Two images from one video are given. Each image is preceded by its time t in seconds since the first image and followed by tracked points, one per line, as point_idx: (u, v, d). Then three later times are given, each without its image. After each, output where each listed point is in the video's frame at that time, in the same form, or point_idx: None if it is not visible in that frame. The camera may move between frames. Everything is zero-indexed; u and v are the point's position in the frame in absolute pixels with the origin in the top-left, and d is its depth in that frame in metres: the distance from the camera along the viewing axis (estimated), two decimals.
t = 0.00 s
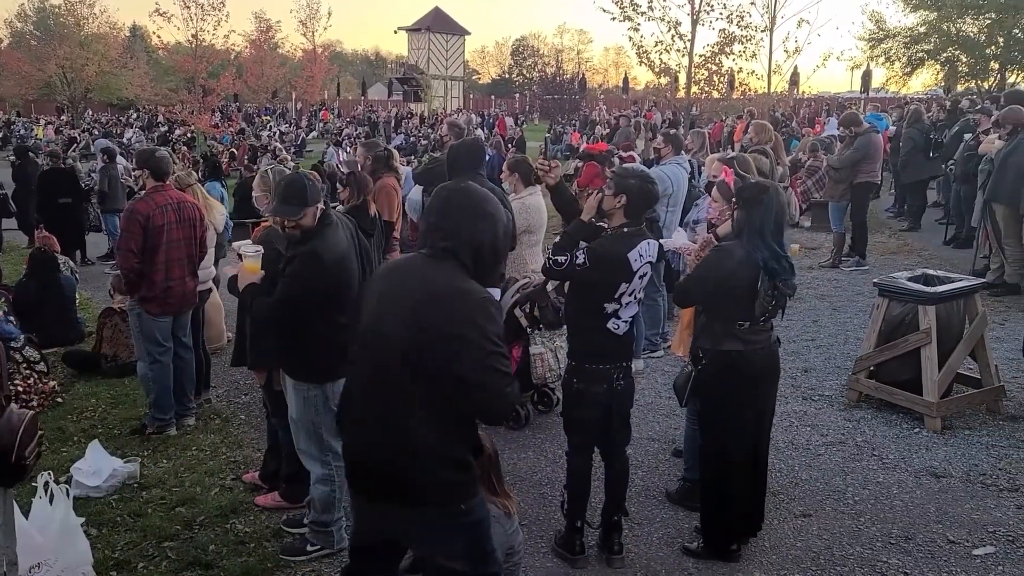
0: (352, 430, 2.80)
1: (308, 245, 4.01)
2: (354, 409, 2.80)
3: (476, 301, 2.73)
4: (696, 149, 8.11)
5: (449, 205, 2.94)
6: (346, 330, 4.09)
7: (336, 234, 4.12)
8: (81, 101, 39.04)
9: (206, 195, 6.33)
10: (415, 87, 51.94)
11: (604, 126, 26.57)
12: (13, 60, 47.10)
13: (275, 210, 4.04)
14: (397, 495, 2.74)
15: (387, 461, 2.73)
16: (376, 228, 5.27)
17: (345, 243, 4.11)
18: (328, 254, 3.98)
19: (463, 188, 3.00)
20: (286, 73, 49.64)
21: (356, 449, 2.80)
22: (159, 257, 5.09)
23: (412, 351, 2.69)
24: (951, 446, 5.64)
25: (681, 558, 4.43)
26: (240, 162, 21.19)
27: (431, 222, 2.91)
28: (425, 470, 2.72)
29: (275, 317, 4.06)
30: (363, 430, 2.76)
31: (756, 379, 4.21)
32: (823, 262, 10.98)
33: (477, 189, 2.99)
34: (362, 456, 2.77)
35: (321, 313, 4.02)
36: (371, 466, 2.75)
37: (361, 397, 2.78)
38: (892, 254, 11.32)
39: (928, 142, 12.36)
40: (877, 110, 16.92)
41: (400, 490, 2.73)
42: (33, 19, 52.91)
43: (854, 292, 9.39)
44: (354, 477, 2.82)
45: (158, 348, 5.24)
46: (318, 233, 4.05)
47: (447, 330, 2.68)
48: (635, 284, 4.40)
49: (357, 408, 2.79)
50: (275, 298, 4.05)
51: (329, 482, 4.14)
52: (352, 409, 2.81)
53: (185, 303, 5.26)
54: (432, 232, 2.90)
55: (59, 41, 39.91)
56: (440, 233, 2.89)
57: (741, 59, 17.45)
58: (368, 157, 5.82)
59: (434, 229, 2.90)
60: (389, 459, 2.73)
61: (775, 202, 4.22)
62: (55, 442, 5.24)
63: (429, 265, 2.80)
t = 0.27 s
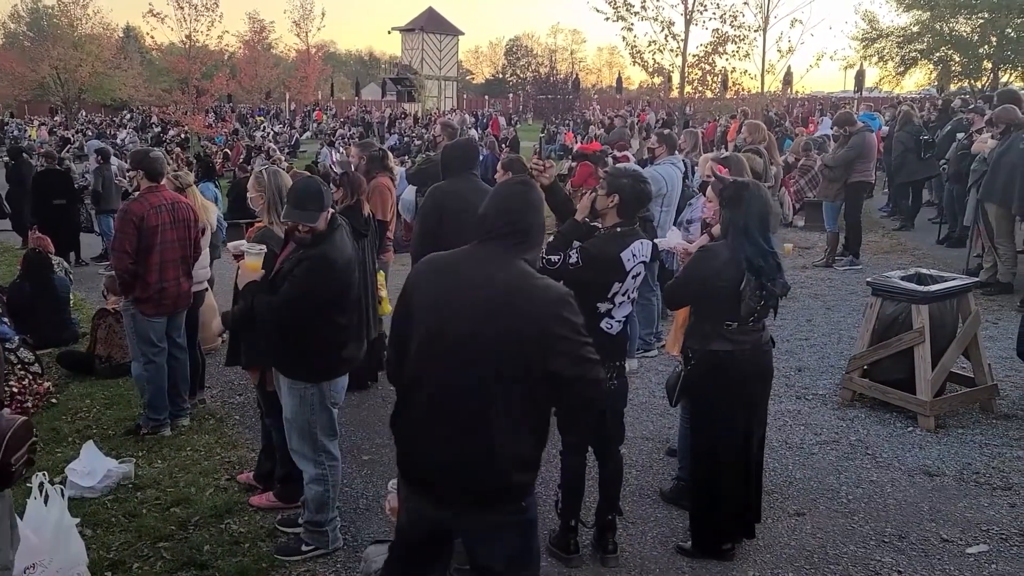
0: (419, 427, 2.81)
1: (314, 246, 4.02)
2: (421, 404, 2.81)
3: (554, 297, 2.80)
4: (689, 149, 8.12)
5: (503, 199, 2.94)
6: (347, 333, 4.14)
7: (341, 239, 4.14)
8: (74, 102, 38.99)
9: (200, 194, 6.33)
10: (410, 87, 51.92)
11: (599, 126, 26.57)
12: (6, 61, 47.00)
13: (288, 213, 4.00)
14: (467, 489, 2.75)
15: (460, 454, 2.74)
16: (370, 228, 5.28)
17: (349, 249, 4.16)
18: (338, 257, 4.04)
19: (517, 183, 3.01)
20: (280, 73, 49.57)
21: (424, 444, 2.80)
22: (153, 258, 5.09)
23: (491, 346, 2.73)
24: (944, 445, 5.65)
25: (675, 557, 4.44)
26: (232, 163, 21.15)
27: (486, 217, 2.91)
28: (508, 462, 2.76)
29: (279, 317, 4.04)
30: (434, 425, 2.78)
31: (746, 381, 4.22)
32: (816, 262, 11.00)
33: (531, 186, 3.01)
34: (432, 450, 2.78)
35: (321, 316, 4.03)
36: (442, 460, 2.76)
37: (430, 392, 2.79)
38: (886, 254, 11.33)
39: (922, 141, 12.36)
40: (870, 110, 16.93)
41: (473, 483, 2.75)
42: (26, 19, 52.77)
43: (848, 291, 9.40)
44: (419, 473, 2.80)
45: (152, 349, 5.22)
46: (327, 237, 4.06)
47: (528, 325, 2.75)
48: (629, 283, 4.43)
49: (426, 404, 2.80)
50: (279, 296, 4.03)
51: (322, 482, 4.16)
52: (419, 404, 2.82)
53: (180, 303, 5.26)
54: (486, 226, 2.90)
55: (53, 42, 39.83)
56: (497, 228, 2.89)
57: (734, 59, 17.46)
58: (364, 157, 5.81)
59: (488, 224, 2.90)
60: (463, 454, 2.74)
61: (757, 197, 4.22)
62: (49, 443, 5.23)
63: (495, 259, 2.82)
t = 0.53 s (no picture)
0: (462, 425, 2.82)
1: (318, 246, 4.01)
2: (463, 401, 2.81)
3: (593, 290, 2.86)
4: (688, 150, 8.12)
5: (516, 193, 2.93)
6: (346, 337, 4.14)
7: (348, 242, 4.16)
8: (72, 103, 38.94)
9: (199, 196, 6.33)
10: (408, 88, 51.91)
11: (597, 127, 26.57)
12: (2, 62, 46.88)
13: (303, 212, 3.99)
14: (515, 483, 2.80)
15: (508, 448, 2.78)
16: (369, 229, 5.27)
17: (355, 253, 4.18)
18: (347, 259, 4.08)
19: (529, 176, 3.00)
20: (277, 74, 49.51)
21: (468, 442, 2.81)
22: (152, 258, 5.08)
23: (538, 341, 2.76)
24: (942, 445, 5.66)
25: (674, 558, 4.44)
26: (230, 164, 21.12)
27: (503, 212, 2.89)
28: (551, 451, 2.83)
29: (285, 316, 4.02)
30: (479, 421, 2.79)
31: (742, 383, 4.23)
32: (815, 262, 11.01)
33: (543, 180, 3.02)
34: (477, 448, 2.80)
35: (323, 318, 4.04)
36: (489, 456, 2.79)
37: (473, 390, 2.80)
38: (885, 254, 11.34)
39: (921, 142, 12.37)
40: (869, 111, 16.94)
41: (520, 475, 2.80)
42: (21, 19, 52.65)
43: (846, 292, 9.40)
44: (463, 471, 2.82)
45: (150, 350, 5.22)
46: (336, 242, 4.06)
47: (573, 318, 2.81)
48: (629, 284, 4.49)
49: (469, 403, 2.81)
50: (284, 294, 4.01)
51: (320, 484, 4.15)
52: (460, 403, 2.82)
53: (178, 304, 5.25)
54: (504, 223, 2.88)
55: (51, 42, 39.77)
56: (516, 224, 2.87)
57: (733, 59, 17.47)
58: (362, 158, 5.79)
59: (505, 220, 2.88)
60: (510, 449, 2.79)
61: (747, 197, 4.25)
62: (48, 444, 5.22)
63: (525, 256, 2.84)
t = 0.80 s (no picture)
0: (478, 427, 2.83)
1: (314, 245, 4.02)
2: (477, 403, 2.83)
3: (596, 283, 2.93)
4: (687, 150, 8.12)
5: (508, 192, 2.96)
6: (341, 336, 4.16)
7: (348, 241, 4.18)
8: (73, 105, 39.04)
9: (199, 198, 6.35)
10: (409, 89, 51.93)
11: (597, 127, 26.59)
12: (3, 64, 47.02)
13: (305, 203, 4.00)
14: (532, 478, 2.84)
15: (525, 446, 2.82)
16: (368, 231, 5.29)
17: (355, 253, 4.20)
18: (347, 258, 4.08)
19: (518, 175, 3.03)
20: (278, 75, 49.61)
21: (487, 441, 2.83)
22: (152, 258, 5.09)
23: (550, 338, 2.81)
24: (943, 445, 5.66)
25: (674, 558, 4.43)
26: (230, 165, 21.16)
27: (498, 212, 2.90)
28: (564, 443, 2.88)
29: (285, 313, 4.02)
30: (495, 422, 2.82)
31: (742, 385, 4.24)
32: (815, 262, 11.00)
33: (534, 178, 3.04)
34: (496, 447, 2.83)
35: (318, 315, 4.04)
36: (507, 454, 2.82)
37: (488, 391, 2.81)
38: (885, 253, 11.33)
39: (921, 141, 12.35)
40: (868, 110, 16.93)
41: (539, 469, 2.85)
42: (23, 21, 52.83)
43: (847, 291, 9.40)
44: (482, 471, 2.84)
45: (151, 351, 5.22)
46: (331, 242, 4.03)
47: (580, 314, 2.87)
48: (628, 285, 4.51)
49: (485, 405, 2.82)
50: (281, 288, 4.01)
51: (315, 485, 4.15)
52: (475, 405, 2.84)
53: (178, 304, 5.26)
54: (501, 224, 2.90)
55: (52, 44, 39.87)
56: (514, 222, 2.90)
57: (732, 59, 17.45)
58: (362, 158, 5.80)
59: (500, 219, 2.90)
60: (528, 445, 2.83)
61: (745, 198, 4.27)
62: (49, 445, 5.24)
63: (524, 255, 2.85)
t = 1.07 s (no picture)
0: (486, 430, 2.83)
1: (308, 242, 4.03)
2: (485, 407, 2.82)
3: (598, 280, 2.90)
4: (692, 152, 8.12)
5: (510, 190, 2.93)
6: (338, 338, 4.14)
7: (343, 238, 4.20)
8: (79, 109, 39.15)
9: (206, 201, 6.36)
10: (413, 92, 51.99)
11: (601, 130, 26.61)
12: (10, 68, 47.19)
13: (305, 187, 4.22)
14: (543, 479, 2.83)
15: (533, 448, 2.81)
16: (374, 234, 5.30)
17: (351, 250, 4.19)
18: (334, 251, 4.06)
19: (520, 175, 2.99)
20: (283, 79, 49.70)
21: (497, 445, 2.82)
22: (159, 260, 5.10)
23: (554, 339, 2.79)
24: (950, 448, 5.64)
25: (681, 561, 4.43)
26: (235, 168, 21.21)
27: (500, 212, 2.88)
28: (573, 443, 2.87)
29: (281, 310, 4.02)
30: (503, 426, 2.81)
31: (750, 385, 4.25)
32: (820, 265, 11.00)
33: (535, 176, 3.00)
34: (504, 450, 2.82)
35: (309, 310, 4.04)
36: (516, 456, 2.81)
37: (494, 395, 2.81)
38: (890, 257, 11.32)
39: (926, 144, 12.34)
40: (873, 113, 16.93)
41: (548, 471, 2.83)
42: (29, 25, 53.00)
43: (852, 294, 9.39)
44: (492, 474, 2.83)
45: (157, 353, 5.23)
46: (333, 231, 4.17)
47: (584, 313, 2.84)
48: (635, 288, 4.49)
49: (492, 409, 2.82)
50: (270, 283, 4.05)
51: (316, 486, 4.15)
52: (482, 409, 2.84)
53: (185, 309, 5.25)
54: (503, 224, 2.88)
55: (58, 49, 39.99)
56: (517, 222, 2.87)
57: (737, 62, 17.47)
58: (368, 163, 5.81)
59: (503, 219, 2.88)
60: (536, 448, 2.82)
61: (754, 201, 4.27)
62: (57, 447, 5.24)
63: (524, 256, 2.84)
